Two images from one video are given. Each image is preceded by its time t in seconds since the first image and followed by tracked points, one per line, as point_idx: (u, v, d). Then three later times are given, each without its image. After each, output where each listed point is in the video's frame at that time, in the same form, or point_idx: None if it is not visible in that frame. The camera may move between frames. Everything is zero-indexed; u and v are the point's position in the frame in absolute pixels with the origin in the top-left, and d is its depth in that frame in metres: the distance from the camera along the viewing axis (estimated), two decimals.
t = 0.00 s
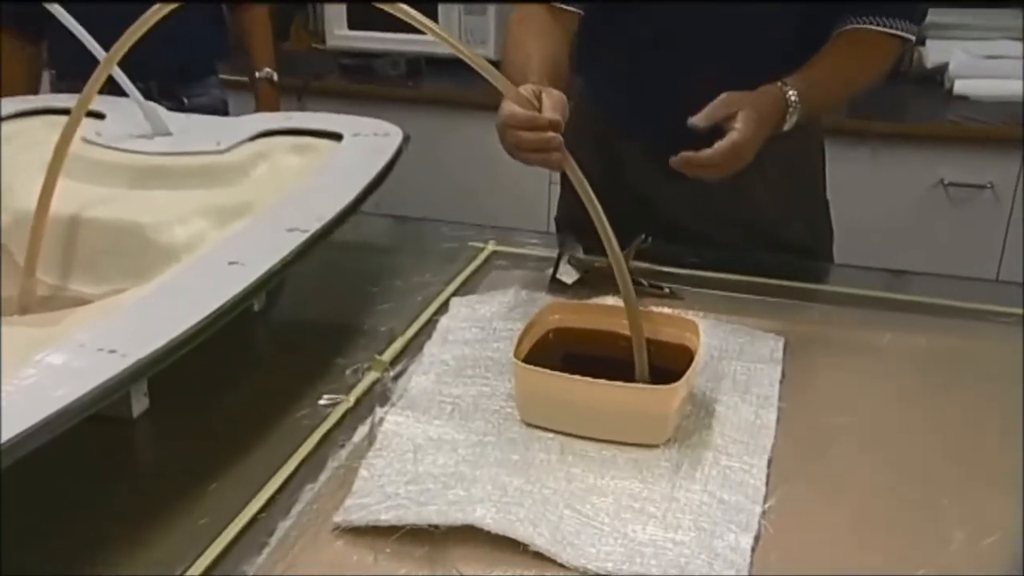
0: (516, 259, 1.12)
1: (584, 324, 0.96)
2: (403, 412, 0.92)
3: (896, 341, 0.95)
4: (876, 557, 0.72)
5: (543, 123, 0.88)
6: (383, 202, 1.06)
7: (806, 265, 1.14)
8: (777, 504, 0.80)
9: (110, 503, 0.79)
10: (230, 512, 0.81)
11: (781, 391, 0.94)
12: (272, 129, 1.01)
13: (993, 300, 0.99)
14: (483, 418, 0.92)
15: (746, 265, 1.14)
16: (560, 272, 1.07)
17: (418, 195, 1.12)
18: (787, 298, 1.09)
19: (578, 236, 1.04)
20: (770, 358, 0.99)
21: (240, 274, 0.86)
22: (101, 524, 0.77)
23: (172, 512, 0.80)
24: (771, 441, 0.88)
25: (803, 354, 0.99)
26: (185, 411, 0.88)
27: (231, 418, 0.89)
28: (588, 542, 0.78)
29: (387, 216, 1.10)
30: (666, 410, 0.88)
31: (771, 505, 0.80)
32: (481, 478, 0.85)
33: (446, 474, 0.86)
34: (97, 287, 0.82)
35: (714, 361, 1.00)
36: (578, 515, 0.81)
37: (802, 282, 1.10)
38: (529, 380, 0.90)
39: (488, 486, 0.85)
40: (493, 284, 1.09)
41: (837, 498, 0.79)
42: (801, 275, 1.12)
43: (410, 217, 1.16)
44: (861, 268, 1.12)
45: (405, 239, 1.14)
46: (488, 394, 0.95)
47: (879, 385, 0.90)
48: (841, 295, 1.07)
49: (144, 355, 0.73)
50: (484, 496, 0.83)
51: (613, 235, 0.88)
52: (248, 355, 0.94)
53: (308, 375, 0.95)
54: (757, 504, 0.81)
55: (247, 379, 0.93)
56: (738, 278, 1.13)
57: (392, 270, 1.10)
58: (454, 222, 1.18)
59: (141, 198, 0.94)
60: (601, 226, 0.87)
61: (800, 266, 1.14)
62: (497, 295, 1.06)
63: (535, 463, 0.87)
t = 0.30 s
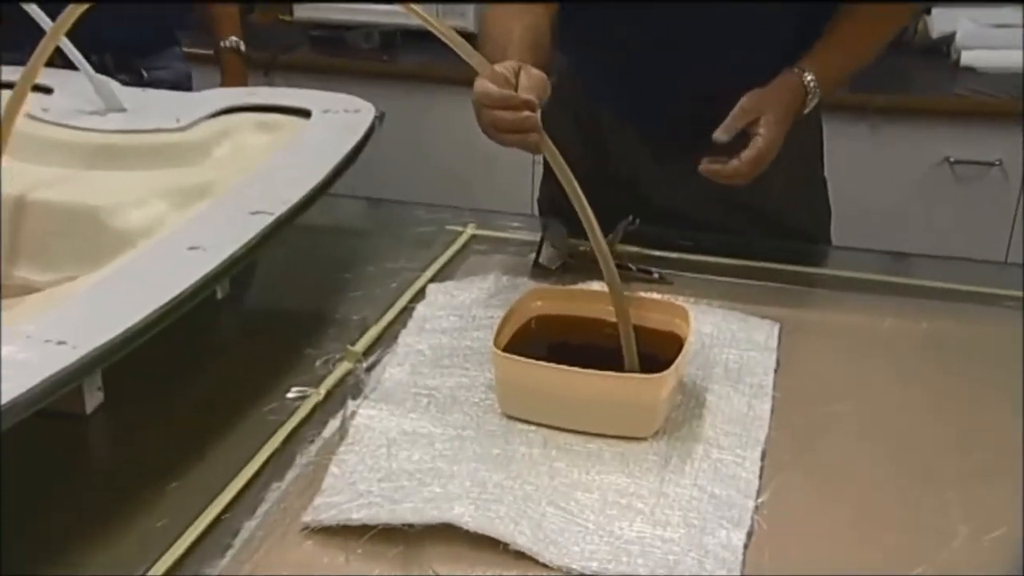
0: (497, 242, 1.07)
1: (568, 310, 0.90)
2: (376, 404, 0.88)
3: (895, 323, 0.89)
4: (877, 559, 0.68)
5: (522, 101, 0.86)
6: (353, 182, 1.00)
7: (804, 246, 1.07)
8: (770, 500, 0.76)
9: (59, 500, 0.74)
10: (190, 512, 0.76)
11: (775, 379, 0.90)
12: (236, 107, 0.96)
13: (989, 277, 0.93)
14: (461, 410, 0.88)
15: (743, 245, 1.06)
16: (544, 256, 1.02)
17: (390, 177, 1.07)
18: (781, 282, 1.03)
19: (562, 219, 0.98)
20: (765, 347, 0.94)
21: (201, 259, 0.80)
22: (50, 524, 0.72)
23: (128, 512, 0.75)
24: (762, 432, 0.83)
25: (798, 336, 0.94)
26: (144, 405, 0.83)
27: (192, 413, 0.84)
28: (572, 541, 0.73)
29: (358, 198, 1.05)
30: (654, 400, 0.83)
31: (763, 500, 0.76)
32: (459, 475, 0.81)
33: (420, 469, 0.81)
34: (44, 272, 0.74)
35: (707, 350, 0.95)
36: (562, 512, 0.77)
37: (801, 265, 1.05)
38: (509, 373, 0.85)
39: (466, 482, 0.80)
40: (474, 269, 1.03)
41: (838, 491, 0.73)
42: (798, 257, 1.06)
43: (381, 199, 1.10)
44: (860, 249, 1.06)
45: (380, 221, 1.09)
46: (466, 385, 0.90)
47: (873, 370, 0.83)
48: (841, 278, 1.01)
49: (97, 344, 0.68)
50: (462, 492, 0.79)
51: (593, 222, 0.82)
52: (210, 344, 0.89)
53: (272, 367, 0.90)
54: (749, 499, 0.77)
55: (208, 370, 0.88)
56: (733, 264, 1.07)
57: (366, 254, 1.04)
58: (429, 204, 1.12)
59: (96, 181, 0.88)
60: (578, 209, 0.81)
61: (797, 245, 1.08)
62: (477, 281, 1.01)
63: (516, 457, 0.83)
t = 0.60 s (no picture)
0: (479, 221, 1.01)
1: (555, 292, 0.83)
2: (351, 394, 0.82)
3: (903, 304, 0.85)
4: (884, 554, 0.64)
5: (485, 60, 0.67)
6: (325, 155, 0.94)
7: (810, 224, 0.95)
8: (772, 491, 0.71)
9: (13, 503, 0.70)
10: (149, 512, 0.71)
11: (778, 364, 0.82)
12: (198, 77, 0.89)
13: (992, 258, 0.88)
14: (442, 399, 0.82)
15: (747, 223, 0.95)
16: (530, 235, 0.97)
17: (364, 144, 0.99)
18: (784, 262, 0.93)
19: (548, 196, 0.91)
20: (766, 331, 0.85)
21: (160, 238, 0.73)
22: (5, 527, 0.68)
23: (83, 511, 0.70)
24: (762, 420, 0.76)
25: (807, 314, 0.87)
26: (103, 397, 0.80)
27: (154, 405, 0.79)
28: (559, 538, 0.69)
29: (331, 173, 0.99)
30: (648, 386, 0.76)
31: (764, 492, 0.71)
32: (439, 468, 0.75)
33: (396, 463, 0.76)
34: None
35: (703, 334, 0.85)
36: (548, 507, 0.72)
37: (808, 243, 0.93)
38: (493, 359, 0.79)
39: (446, 476, 0.75)
40: (454, 249, 0.98)
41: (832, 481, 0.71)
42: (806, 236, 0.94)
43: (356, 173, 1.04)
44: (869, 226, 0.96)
45: (357, 199, 1.03)
46: (447, 372, 0.85)
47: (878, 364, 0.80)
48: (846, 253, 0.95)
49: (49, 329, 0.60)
50: (442, 486, 0.73)
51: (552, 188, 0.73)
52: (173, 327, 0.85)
53: (237, 355, 0.85)
54: (748, 492, 0.71)
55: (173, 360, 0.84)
56: (733, 244, 0.95)
57: (341, 233, 0.99)
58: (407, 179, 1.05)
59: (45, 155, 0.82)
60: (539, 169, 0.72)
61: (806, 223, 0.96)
62: (458, 263, 0.95)
63: (500, 449, 0.77)
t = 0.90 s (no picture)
0: (472, 206, 0.96)
1: (551, 279, 0.79)
2: (335, 388, 0.78)
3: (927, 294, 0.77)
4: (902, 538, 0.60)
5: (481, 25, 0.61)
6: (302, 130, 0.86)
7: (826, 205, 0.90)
8: (784, 489, 0.67)
9: None
10: (120, 512, 0.67)
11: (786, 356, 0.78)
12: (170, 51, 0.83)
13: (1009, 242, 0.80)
14: (431, 392, 0.78)
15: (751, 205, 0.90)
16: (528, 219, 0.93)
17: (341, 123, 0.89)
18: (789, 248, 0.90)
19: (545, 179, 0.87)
20: (775, 321, 0.81)
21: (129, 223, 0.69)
22: None
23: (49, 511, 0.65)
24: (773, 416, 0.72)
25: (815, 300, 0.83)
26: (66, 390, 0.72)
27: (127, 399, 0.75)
28: (556, 540, 0.64)
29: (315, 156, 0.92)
30: (649, 380, 0.72)
31: (774, 490, 0.67)
32: (429, 466, 0.71)
33: (382, 461, 0.72)
34: None
35: (710, 324, 0.82)
36: (544, 507, 0.67)
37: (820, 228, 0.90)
38: (487, 349, 0.74)
39: (436, 474, 0.70)
40: (446, 235, 0.94)
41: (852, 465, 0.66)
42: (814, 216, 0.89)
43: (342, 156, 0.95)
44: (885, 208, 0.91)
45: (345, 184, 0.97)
46: (436, 365, 0.80)
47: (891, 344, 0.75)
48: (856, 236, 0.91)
49: None
50: (431, 485, 0.69)
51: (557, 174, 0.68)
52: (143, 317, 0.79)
53: (215, 348, 0.81)
54: (756, 490, 0.67)
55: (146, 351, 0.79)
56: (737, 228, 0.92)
57: (325, 219, 0.94)
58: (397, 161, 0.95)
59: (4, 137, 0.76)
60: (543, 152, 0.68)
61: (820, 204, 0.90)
62: (450, 250, 0.91)
63: (493, 445, 0.73)
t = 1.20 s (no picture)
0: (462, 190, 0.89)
1: (547, 269, 0.73)
2: (315, 387, 0.73)
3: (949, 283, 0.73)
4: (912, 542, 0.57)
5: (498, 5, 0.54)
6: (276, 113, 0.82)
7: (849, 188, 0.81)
8: (795, 493, 0.62)
9: None
10: (82, 522, 0.63)
11: (800, 351, 0.72)
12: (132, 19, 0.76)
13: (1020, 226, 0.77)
14: (418, 391, 0.72)
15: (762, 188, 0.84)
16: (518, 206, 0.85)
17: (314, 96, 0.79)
18: (805, 234, 0.81)
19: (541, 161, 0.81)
20: (788, 314, 0.75)
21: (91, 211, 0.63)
22: None
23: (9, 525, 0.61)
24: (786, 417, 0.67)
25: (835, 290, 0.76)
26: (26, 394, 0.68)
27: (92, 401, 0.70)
28: (553, 550, 0.60)
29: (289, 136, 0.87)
30: (654, 378, 0.66)
31: (786, 495, 0.62)
32: (415, 470, 0.66)
33: (365, 465, 0.67)
34: None
35: (716, 318, 0.75)
36: (539, 514, 0.62)
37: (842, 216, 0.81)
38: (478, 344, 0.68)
39: (423, 479, 0.65)
40: (436, 220, 0.86)
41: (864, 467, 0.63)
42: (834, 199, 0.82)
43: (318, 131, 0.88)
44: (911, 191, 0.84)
45: (328, 168, 0.90)
46: (423, 363, 0.74)
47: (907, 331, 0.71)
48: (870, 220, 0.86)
49: None
50: (418, 491, 0.64)
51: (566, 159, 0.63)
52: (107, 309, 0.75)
53: (185, 343, 0.75)
54: (767, 495, 0.62)
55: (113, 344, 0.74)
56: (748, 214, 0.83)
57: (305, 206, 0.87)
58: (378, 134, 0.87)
59: None
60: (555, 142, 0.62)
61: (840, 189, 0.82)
62: (437, 237, 0.84)
63: (484, 448, 0.68)
